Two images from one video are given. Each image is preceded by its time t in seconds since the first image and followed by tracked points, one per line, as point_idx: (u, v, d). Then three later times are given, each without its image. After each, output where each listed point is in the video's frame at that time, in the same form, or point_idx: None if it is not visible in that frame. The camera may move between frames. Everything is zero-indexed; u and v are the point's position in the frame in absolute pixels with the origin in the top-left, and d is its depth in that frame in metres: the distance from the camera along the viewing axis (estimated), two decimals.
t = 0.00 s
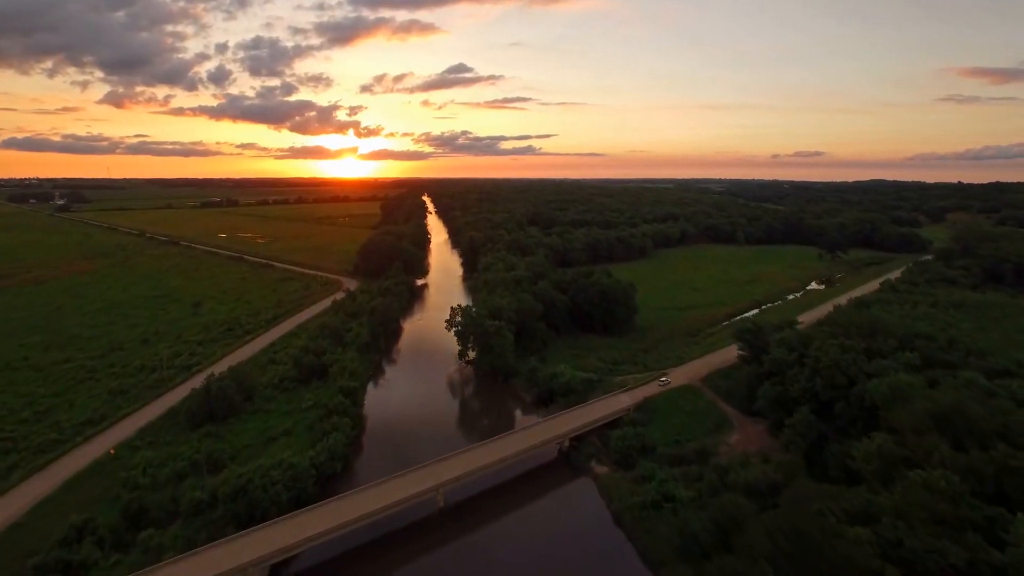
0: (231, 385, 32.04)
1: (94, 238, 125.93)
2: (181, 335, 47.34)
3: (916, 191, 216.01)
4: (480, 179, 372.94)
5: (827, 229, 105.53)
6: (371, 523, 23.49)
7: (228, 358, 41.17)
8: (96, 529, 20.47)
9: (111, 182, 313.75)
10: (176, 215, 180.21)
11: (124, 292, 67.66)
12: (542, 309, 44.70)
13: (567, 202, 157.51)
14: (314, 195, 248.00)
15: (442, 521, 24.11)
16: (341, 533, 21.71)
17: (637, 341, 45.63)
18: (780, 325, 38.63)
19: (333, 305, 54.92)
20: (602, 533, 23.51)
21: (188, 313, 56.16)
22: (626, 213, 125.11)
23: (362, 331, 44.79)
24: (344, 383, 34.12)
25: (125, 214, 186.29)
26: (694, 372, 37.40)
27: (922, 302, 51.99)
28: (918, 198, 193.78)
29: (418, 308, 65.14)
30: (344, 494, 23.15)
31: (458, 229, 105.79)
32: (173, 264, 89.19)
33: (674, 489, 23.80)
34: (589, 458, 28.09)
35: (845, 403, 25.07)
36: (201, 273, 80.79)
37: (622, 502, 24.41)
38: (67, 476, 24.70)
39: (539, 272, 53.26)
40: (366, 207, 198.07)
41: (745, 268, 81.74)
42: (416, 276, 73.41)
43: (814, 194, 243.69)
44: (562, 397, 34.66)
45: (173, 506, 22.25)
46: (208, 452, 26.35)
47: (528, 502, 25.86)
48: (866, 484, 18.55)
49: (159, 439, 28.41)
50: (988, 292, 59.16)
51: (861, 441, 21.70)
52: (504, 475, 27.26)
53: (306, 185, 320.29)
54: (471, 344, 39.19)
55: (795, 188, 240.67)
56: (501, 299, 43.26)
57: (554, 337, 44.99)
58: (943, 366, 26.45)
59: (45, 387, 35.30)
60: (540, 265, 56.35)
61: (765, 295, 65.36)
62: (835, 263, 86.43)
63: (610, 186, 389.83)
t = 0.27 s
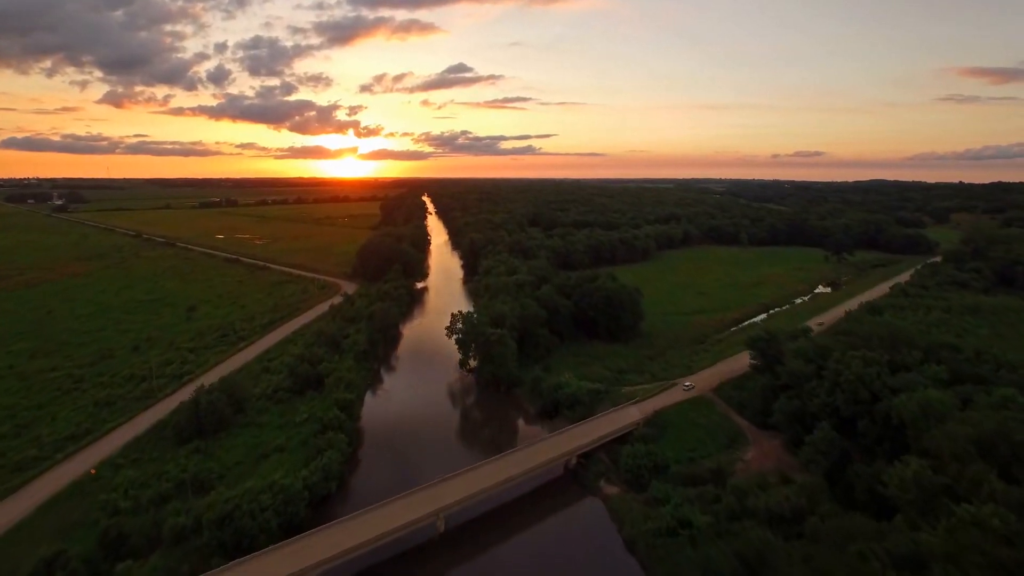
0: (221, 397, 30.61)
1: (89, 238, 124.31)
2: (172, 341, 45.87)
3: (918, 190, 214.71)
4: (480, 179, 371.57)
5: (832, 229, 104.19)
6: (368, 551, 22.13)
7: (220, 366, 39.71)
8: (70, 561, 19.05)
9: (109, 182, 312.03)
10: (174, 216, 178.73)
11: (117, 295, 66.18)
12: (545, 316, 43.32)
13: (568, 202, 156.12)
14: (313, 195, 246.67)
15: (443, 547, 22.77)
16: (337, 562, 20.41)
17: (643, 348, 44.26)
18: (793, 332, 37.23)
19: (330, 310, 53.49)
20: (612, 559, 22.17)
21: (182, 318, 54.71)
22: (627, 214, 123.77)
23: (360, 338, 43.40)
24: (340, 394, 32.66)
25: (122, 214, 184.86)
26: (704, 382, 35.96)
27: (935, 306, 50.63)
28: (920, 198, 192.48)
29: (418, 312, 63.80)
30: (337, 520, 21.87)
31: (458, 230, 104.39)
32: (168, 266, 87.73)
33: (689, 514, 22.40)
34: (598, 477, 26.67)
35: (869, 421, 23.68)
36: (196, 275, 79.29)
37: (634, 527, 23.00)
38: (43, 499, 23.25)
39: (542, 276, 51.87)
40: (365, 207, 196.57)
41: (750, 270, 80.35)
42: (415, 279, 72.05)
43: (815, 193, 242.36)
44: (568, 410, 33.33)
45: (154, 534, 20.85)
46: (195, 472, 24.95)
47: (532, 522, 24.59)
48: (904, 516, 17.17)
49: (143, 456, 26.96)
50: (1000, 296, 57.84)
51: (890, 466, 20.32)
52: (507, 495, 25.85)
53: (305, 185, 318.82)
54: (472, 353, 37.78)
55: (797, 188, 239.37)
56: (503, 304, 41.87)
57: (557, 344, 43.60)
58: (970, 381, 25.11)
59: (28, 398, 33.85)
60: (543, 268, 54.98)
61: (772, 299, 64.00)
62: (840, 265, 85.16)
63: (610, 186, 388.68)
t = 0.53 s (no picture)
0: (208, 410, 29.10)
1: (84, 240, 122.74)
2: (163, 349, 44.37)
3: (921, 191, 213.35)
4: (480, 179, 369.98)
5: (837, 231, 102.72)
6: None
7: (210, 375, 38.18)
8: None
9: (108, 183, 310.24)
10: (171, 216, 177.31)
11: (109, 299, 64.70)
12: (548, 323, 41.87)
13: (568, 203, 154.67)
14: (312, 195, 245.27)
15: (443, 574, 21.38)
16: None
17: (649, 356, 42.80)
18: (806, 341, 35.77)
19: (326, 315, 52.03)
20: None
21: (174, 323, 53.23)
22: (629, 215, 122.32)
23: (357, 345, 41.94)
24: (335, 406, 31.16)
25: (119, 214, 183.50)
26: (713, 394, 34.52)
27: (948, 312, 49.21)
28: (923, 198, 191.02)
29: (416, 317, 62.40)
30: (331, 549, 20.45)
31: (458, 231, 102.97)
32: (163, 268, 86.27)
33: (705, 542, 20.97)
34: (605, 498, 25.26)
35: (896, 441, 22.22)
36: (190, 278, 77.75)
37: (646, 554, 21.56)
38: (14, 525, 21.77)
39: (544, 280, 50.41)
40: (364, 207, 194.97)
41: (755, 273, 78.96)
42: (414, 282, 70.65)
43: (817, 194, 240.96)
44: (573, 423, 31.99)
45: (130, 566, 19.36)
46: (179, 494, 23.49)
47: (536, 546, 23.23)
48: (946, 554, 15.80)
49: (124, 475, 25.45)
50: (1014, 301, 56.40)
51: (923, 493, 18.87)
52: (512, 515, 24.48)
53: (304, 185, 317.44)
54: (472, 363, 36.33)
55: (798, 189, 237.99)
56: (505, 311, 40.42)
57: (560, 352, 42.18)
58: (1000, 399, 23.72)
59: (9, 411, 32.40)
60: (545, 272, 53.55)
61: (779, 304, 62.60)
62: (846, 268, 83.76)
63: (611, 187, 386.81)
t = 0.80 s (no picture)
0: (195, 424, 27.58)
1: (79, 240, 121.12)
2: (153, 355, 42.89)
3: (923, 191, 212.05)
4: (479, 179, 368.55)
5: (841, 232, 101.30)
6: None
7: (201, 384, 36.69)
8: None
9: (108, 181, 310.20)
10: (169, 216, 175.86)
11: (101, 302, 63.19)
12: (552, 330, 40.39)
13: (569, 203, 153.20)
14: (311, 195, 243.82)
15: None
16: None
17: (657, 364, 41.39)
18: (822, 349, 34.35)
19: (323, 319, 50.60)
20: None
21: (166, 328, 51.74)
22: (631, 215, 120.87)
23: (354, 352, 40.49)
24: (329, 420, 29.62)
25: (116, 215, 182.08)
26: (725, 405, 33.06)
27: (962, 317, 47.81)
28: (926, 198, 189.67)
29: (416, 320, 60.93)
30: None
31: (457, 232, 101.53)
32: (158, 270, 84.80)
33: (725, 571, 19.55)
34: (616, 520, 23.86)
35: (928, 461, 20.76)
36: (184, 280, 76.21)
37: None
38: None
39: (547, 284, 48.94)
40: (363, 207, 193.46)
41: (760, 275, 77.59)
42: (413, 285, 69.21)
43: (818, 194, 239.61)
44: (580, 437, 30.61)
45: None
46: (161, 518, 22.05)
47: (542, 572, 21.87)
48: None
49: (105, 495, 24.00)
50: None
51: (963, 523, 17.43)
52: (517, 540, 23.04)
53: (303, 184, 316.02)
54: (474, 373, 34.86)
55: (799, 189, 236.71)
56: (507, 317, 38.95)
57: (564, 359, 40.72)
58: None
59: None
60: (548, 275, 52.10)
61: (787, 307, 61.20)
62: (853, 270, 82.31)
63: (611, 187, 385.51)
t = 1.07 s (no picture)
0: (183, 439, 26.12)
1: (75, 241, 119.79)
2: (144, 362, 41.50)
3: (926, 191, 210.64)
4: (479, 179, 367.77)
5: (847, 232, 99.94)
6: None
7: (193, 394, 35.25)
8: None
9: (106, 182, 308.73)
10: (167, 217, 174.46)
11: (94, 305, 61.80)
12: (559, 336, 38.90)
13: (571, 203, 151.82)
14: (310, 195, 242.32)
15: None
16: None
17: (666, 371, 39.93)
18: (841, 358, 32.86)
19: (321, 324, 49.17)
20: None
21: (159, 333, 50.36)
22: (633, 215, 119.51)
23: (352, 359, 39.06)
24: (325, 431, 28.00)
25: (113, 215, 180.76)
26: (741, 415, 31.68)
27: (980, 321, 46.34)
28: (930, 198, 188.30)
29: (416, 324, 59.52)
30: None
31: (458, 232, 100.14)
32: (154, 272, 83.30)
33: None
34: (629, 543, 22.52)
35: (967, 483, 19.31)
36: (180, 282, 74.80)
37: None
38: None
39: (551, 288, 47.48)
40: (362, 207, 192.05)
41: (767, 277, 76.18)
42: (414, 287, 67.78)
43: (820, 193, 238.17)
44: (589, 450, 29.23)
45: None
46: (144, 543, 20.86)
47: None
48: None
49: (86, 518, 22.63)
50: None
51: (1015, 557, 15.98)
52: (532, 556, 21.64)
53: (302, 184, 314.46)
54: (478, 382, 33.42)
55: (801, 189, 235.31)
56: (511, 322, 37.45)
57: (571, 366, 39.33)
58: None
59: None
60: (552, 278, 50.67)
61: (796, 310, 59.83)
62: (861, 273, 80.84)
63: (611, 186, 384.28)
